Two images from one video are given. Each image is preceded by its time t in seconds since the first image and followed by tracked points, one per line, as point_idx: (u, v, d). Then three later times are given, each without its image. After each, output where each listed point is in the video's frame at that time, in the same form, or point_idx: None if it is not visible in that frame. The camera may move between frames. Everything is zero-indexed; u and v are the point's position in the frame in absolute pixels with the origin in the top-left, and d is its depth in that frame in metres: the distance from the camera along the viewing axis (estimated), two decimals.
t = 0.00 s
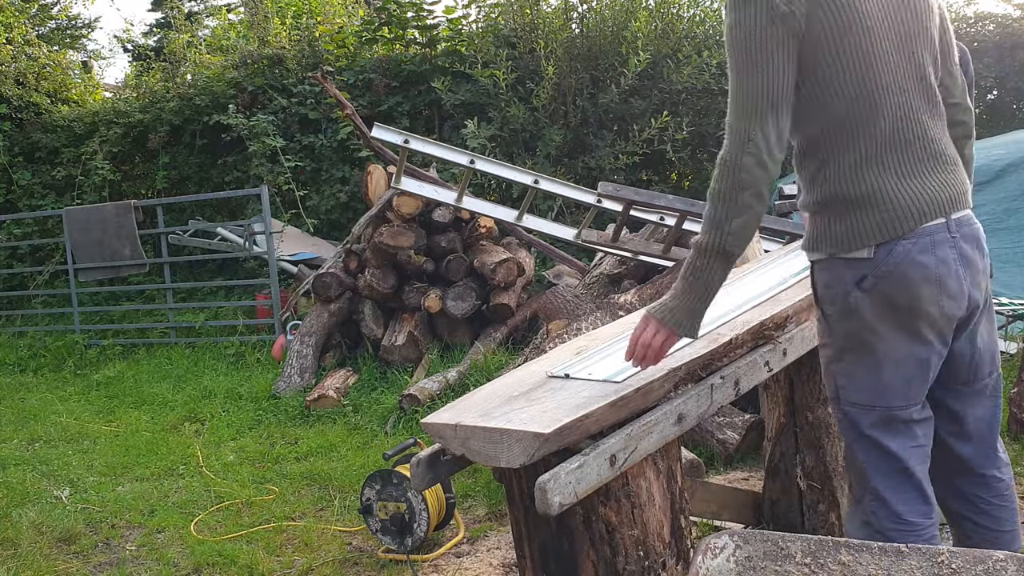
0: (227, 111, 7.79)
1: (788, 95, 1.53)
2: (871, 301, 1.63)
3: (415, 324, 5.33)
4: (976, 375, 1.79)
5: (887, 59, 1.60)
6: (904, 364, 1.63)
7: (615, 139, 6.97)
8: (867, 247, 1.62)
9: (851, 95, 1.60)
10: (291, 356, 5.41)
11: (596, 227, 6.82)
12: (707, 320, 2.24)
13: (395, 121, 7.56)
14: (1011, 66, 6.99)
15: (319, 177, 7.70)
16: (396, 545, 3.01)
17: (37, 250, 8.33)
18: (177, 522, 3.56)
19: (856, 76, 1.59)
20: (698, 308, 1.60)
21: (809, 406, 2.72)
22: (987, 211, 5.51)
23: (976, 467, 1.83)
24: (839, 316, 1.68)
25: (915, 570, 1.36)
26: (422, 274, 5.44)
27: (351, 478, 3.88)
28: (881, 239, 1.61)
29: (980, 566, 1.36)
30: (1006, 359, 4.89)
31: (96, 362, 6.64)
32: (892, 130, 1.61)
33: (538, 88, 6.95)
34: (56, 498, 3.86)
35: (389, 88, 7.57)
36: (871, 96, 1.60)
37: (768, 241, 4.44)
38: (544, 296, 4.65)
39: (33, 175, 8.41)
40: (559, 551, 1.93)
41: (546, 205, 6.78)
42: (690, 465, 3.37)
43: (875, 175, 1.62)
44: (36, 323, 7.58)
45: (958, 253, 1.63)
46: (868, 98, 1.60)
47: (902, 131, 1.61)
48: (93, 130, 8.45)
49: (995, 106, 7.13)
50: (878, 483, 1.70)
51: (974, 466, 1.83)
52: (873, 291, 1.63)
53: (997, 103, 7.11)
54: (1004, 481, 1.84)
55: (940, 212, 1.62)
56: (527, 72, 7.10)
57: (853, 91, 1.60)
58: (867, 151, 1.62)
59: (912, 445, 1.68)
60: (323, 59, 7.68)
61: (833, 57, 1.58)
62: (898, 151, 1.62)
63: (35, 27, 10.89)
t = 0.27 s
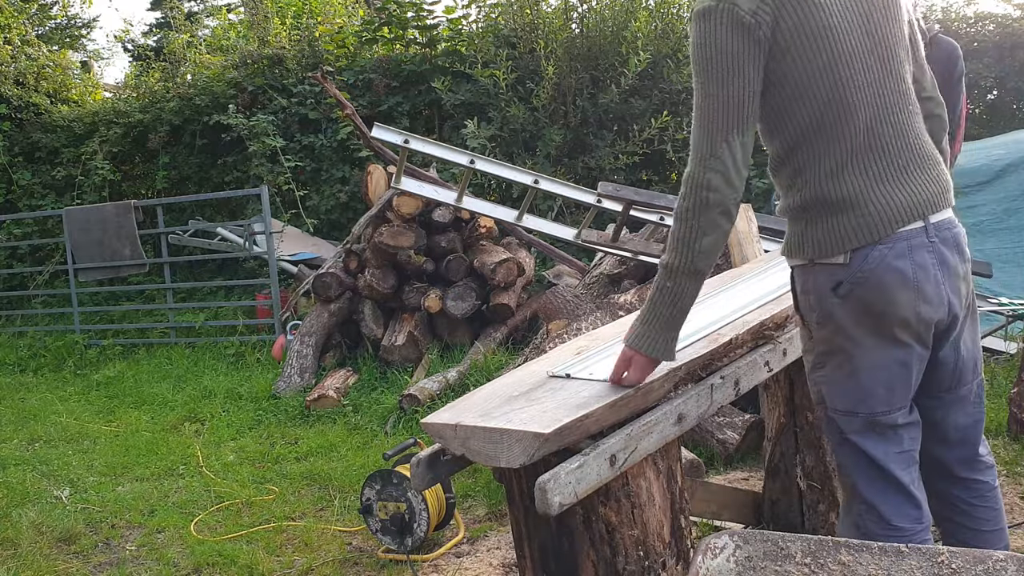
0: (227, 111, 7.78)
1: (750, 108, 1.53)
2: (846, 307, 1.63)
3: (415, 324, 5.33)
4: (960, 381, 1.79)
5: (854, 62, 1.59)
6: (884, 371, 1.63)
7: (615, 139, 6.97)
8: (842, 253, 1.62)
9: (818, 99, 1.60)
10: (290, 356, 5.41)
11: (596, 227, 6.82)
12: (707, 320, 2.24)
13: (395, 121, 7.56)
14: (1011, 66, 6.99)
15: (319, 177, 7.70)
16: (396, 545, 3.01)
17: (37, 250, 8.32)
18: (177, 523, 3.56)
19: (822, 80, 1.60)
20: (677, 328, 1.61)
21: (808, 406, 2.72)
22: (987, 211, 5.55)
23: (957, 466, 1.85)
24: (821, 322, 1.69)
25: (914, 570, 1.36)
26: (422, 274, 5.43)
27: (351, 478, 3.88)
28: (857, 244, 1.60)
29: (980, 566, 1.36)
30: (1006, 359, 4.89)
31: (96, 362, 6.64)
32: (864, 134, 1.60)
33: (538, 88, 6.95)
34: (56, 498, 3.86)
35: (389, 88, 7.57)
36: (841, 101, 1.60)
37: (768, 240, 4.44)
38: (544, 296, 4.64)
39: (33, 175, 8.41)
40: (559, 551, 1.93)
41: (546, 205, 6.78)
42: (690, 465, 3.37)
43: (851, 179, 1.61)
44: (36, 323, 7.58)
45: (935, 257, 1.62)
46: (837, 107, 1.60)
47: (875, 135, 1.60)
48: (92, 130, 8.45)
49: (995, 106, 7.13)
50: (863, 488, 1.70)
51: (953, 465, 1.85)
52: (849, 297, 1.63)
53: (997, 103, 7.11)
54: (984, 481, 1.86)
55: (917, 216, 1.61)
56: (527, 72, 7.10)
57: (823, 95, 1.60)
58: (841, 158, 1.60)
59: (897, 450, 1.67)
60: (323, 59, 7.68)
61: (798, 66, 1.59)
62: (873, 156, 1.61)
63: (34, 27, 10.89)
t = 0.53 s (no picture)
0: (227, 111, 7.78)
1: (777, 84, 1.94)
2: (866, 265, 1.82)
3: (415, 324, 5.33)
4: (960, 354, 1.92)
5: (882, 55, 1.86)
6: (891, 326, 1.80)
7: (615, 139, 6.97)
8: (866, 219, 1.83)
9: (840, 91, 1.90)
10: (291, 356, 5.41)
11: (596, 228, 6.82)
12: (707, 320, 2.24)
13: (395, 121, 7.56)
14: (1011, 66, 6.99)
15: (319, 177, 7.70)
16: (396, 545, 3.01)
17: (37, 250, 8.32)
18: (177, 523, 3.56)
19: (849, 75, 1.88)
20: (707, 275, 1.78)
21: (809, 406, 2.71)
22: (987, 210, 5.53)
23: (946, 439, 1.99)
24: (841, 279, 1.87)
25: (914, 570, 1.36)
26: (422, 274, 5.44)
27: (351, 478, 3.88)
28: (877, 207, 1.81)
29: (980, 566, 1.36)
30: (1006, 359, 4.89)
31: (96, 362, 6.63)
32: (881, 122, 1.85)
33: (538, 88, 6.95)
34: (56, 498, 3.86)
35: (389, 88, 7.57)
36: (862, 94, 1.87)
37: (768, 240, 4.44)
38: (544, 296, 4.64)
39: (32, 176, 8.41)
40: (559, 551, 1.93)
41: (546, 205, 6.78)
42: (690, 465, 3.37)
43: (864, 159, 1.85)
44: (36, 323, 7.58)
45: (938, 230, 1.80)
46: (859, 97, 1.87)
47: (892, 119, 1.84)
48: (92, 130, 8.45)
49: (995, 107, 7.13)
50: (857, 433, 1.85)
51: (939, 436, 1.99)
52: (870, 257, 1.82)
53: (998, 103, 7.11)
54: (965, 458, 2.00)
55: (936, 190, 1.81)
56: (527, 72, 7.10)
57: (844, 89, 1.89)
58: (861, 135, 1.86)
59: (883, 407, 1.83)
60: (323, 59, 7.68)
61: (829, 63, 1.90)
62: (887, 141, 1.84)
63: (34, 27, 10.88)
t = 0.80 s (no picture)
0: (227, 111, 7.78)
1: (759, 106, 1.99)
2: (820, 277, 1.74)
3: (415, 324, 5.33)
4: (948, 364, 1.65)
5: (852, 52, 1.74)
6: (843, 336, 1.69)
7: (615, 139, 6.96)
8: (820, 229, 1.76)
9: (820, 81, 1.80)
10: (291, 356, 5.41)
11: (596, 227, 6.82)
12: (706, 320, 2.23)
13: (395, 121, 7.56)
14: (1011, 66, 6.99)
15: (319, 177, 7.70)
16: (396, 545, 3.01)
17: (37, 250, 8.32)
18: (176, 523, 3.56)
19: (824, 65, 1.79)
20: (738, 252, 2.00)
21: (809, 406, 2.71)
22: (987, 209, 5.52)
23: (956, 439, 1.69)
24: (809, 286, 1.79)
25: (914, 570, 1.36)
26: (422, 274, 5.44)
27: (351, 478, 3.88)
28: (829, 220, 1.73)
29: (980, 566, 1.36)
30: (1006, 359, 4.89)
31: (96, 362, 6.63)
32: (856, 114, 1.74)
33: (538, 88, 6.95)
34: (56, 498, 3.86)
35: (389, 88, 7.57)
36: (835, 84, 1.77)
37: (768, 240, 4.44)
38: (544, 295, 4.64)
39: (33, 176, 8.42)
40: (559, 551, 1.93)
41: (546, 205, 6.78)
42: (690, 464, 3.37)
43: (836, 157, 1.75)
44: (36, 323, 7.58)
45: (890, 235, 1.65)
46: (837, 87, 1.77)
47: (857, 116, 1.72)
48: (93, 130, 8.44)
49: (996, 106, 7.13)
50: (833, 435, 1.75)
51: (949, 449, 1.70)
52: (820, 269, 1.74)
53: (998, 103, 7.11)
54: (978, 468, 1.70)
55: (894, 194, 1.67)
56: (527, 72, 7.10)
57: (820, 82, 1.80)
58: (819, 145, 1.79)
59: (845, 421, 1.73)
60: (323, 59, 7.68)
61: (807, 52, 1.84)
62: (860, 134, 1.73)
63: (34, 27, 10.89)
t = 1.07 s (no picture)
0: (227, 111, 7.78)
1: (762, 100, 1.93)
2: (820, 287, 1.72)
3: (415, 324, 5.33)
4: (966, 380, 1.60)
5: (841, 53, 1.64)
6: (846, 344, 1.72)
7: (615, 139, 6.96)
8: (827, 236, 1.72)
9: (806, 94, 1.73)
10: (290, 356, 5.41)
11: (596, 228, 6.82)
12: (706, 321, 2.23)
13: (395, 121, 7.56)
14: (1011, 66, 6.99)
15: (319, 177, 7.70)
16: (396, 545, 3.01)
17: (37, 250, 8.33)
18: (177, 523, 3.56)
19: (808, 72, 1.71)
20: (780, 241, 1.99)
21: (808, 406, 2.71)
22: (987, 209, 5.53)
23: (962, 446, 1.60)
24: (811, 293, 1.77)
25: (914, 570, 1.36)
26: (422, 274, 5.44)
27: (351, 478, 3.88)
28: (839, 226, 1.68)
29: (980, 566, 1.36)
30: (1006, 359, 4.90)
31: (96, 362, 6.63)
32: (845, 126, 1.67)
33: (538, 88, 6.95)
34: (56, 498, 3.86)
35: (389, 88, 7.57)
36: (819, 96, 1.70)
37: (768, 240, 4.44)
38: (544, 295, 4.64)
39: (33, 176, 8.42)
40: (558, 552, 1.92)
41: (546, 205, 6.78)
42: (690, 464, 3.37)
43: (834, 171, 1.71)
44: (36, 323, 7.58)
45: (876, 259, 1.61)
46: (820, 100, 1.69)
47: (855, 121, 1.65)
48: (92, 130, 8.44)
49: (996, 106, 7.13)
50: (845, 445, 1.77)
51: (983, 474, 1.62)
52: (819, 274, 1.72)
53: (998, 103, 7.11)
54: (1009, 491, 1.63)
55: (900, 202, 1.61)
56: (527, 72, 7.10)
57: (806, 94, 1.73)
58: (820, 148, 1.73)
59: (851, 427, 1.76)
60: (323, 59, 7.68)
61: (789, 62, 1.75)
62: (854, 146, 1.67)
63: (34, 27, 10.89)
